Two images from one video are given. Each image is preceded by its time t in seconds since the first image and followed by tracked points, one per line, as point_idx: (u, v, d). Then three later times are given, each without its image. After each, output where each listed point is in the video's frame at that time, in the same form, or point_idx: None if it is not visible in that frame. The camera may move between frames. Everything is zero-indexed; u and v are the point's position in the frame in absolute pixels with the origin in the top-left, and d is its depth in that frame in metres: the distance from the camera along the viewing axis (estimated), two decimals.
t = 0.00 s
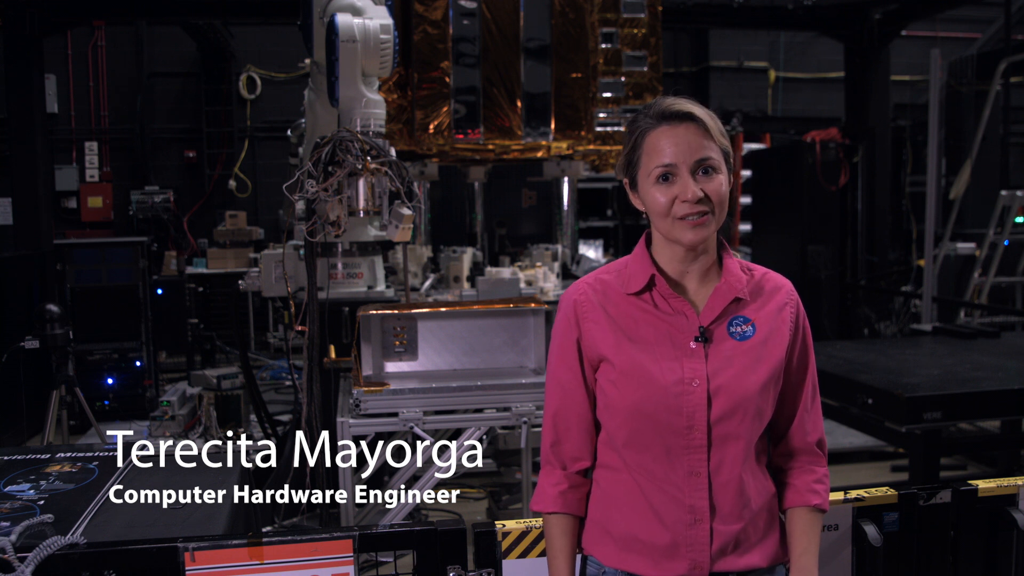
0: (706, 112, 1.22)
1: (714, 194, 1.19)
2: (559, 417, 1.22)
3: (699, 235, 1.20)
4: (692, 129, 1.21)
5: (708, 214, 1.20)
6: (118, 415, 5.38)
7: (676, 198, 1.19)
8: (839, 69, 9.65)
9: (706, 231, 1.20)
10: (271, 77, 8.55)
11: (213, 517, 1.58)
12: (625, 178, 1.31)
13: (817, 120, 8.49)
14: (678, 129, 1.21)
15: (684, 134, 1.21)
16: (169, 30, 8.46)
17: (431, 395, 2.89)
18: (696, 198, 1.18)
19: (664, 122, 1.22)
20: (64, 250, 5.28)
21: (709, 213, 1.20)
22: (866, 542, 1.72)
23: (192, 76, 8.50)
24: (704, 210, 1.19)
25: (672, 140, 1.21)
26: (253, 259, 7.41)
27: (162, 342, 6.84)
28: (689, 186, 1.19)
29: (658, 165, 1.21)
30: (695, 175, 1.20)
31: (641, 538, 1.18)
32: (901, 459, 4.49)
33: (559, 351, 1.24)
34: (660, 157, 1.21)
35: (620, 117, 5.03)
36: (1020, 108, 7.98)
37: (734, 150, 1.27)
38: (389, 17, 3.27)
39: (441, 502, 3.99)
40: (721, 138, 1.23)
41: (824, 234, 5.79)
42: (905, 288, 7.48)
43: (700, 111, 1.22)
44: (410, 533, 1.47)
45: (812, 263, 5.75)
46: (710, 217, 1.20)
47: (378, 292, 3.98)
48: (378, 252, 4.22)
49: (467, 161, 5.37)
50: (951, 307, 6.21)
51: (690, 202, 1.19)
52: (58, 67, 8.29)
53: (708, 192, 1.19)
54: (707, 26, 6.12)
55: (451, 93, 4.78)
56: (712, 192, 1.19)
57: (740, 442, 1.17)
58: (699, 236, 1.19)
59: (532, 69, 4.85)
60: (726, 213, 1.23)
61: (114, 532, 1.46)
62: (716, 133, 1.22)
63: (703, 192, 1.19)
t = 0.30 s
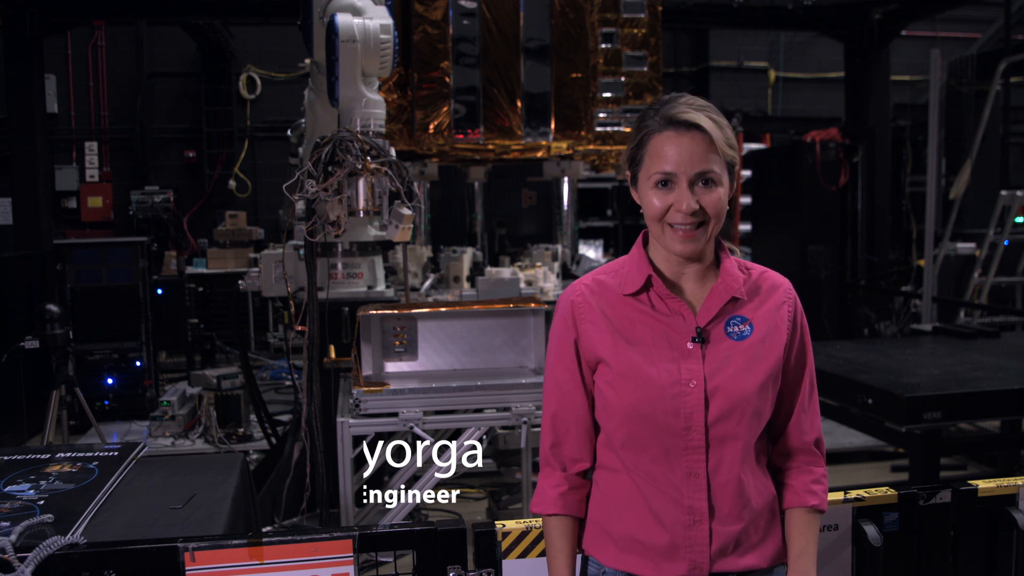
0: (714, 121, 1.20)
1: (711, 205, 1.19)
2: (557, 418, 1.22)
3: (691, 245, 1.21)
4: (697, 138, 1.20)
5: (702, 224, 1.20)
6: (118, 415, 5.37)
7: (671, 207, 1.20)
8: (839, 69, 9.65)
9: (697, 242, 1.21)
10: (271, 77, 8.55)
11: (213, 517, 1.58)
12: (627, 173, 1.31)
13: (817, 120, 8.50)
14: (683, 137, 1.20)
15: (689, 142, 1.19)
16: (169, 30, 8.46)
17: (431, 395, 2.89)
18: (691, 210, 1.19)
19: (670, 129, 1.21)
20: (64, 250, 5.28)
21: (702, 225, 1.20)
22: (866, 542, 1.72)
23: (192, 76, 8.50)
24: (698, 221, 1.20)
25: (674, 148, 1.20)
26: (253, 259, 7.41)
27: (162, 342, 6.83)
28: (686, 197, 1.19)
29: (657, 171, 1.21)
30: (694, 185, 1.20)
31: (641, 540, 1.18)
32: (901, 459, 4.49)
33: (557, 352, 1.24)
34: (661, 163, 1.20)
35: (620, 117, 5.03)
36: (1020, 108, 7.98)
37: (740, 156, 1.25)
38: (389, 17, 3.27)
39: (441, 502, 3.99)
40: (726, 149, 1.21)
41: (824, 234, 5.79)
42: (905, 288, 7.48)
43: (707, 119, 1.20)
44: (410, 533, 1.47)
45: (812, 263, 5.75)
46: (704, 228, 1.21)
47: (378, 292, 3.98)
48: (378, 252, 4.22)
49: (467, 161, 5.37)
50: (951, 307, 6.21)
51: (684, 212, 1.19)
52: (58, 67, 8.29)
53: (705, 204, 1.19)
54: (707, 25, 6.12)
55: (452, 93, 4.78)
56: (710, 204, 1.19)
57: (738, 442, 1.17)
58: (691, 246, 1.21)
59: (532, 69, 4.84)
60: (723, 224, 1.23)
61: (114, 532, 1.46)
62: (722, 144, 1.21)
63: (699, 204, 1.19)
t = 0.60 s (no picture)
0: (717, 125, 1.19)
1: (711, 210, 1.20)
2: (559, 419, 1.22)
3: (690, 249, 1.21)
4: (700, 142, 1.19)
5: (701, 229, 1.21)
6: (118, 415, 5.38)
7: (671, 211, 1.20)
8: (839, 69, 9.64)
9: (697, 246, 1.21)
10: (271, 77, 8.55)
11: (213, 517, 1.59)
12: (630, 171, 1.30)
13: (817, 120, 8.50)
14: (685, 141, 1.19)
15: (691, 147, 1.18)
16: (169, 30, 8.46)
17: (431, 395, 2.89)
18: (691, 215, 1.19)
19: (672, 133, 1.20)
20: (64, 250, 5.28)
21: (702, 230, 1.21)
22: (866, 542, 1.72)
23: (192, 76, 8.50)
24: (697, 226, 1.20)
25: (676, 153, 1.19)
26: (253, 259, 7.41)
27: (162, 342, 6.83)
28: (686, 202, 1.19)
29: (658, 175, 1.21)
30: (695, 189, 1.19)
31: (642, 540, 1.18)
32: (901, 459, 4.49)
33: (558, 353, 1.24)
34: (662, 168, 1.20)
35: (620, 117, 5.03)
36: (1020, 108, 7.98)
37: (744, 158, 1.24)
38: (389, 17, 3.27)
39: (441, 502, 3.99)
40: (730, 154, 1.20)
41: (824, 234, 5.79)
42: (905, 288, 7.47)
43: (711, 124, 1.19)
44: (410, 533, 1.47)
45: (812, 263, 5.74)
46: (703, 232, 1.21)
47: (378, 292, 3.98)
48: (377, 252, 4.21)
49: (467, 161, 5.37)
50: (951, 307, 6.21)
51: (684, 217, 1.19)
52: (58, 67, 8.29)
53: (705, 209, 1.19)
54: (707, 25, 6.12)
55: (451, 93, 4.78)
56: (710, 209, 1.19)
57: (740, 445, 1.17)
58: (691, 249, 1.21)
59: (532, 69, 4.84)
60: (723, 228, 1.23)
61: (114, 532, 1.47)
62: (726, 149, 1.20)
63: (699, 209, 1.19)
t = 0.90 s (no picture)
0: (717, 121, 1.20)
1: (712, 206, 1.19)
2: (559, 419, 1.22)
3: (693, 245, 1.21)
4: (701, 138, 1.19)
5: (703, 225, 1.20)
6: (118, 415, 5.38)
7: (673, 206, 1.20)
8: (839, 69, 9.64)
9: (698, 242, 1.21)
10: (271, 77, 8.55)
11: (213, 517, 1.59)
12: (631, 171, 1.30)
13: (817, 120, 8.50)
14: (686, 137, 1.19)
15: (692, 143, 1.19)
16: (169, 30, 8.46)
17: (431, 395, 2.89)
18: (693, 210, 1.19)
19: (674, 128, 1.20)
20: (64, 250, 5.28)
21: (704, 225, 1.20)
22: (865, 542, 1.72)
23: (192, 76, 8.50)
24: (700, 222, 1.20)
25: (678, 148, 1.19)
26: (253, 259, 7.41)
27: (162, 342, 6.83)
28: (689, 197, 1.19)
29: (660, 171, 1.20)
30: (697, 185, 1.19)
31: (643, 539, 1.18)
32: (901, 459, 4.49)
33: (559, 353, 1.24)
34: (664, 163, 1.20)
35: (620, 117, 5.03)
36: (1020, 108, 7.98)
37: (744, 156, 1.25)
38: (389, 17, 3.27)
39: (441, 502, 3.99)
40: (731, 150, 1.21)
41: (824, 234, 5.79)
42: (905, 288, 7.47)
43: (712, 119, 1.20)
44: (410, 533, 1.47)
45: (812, 263, 5.74)
46: (705, 228, 1.20)
47: (378, 292, 3.98)
48: (377, 252, 4.21)
49: (467, 161, 5.37)
50: (951, 307, 6.21)
51: (685, 212, 1.19)
52: (58, 67, 8.29)
53: (707, 204, 1.19)
54: (707, 25, 6.12)
55: (451, 93, 4.78)
56: (712, 205, 1.19)
57: (741, 446, 1.17)
58: (693, 245, 1.21)
59: (532, 69, 4.84)
60: (724, 225, 1.23)
61: (114, 532, 1.47)
62: (727, 144, 1.20)
63: (701, 204, 1.19)
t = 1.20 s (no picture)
0: (714, 108, 1.22)
1: (710, 190, 1.20)
2: (556, 419, 1.22)
3: (690, 230, 1.20)
4: (699, 123, 1.21)
5: (700, 210, 1.20)
6: (118, 415, 5.38)
7: (671, 189, 1.20)
8: (839, 69, 9.64)
9: (696, 227, 1.20)
10: (271, 77, 8.55)
11: (213, 517, 1.59)
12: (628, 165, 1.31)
13: (817, 120, 8.50)
14: (684, 122, 1.21)
15: (690, 127, 1.21)
16: (169, 30, 8.46)
17: (431, 395, 2.89)
18: (691, 192, 1.19)
19: (672, 114, 1.22)
20: (64, 250, 5.27)
21: (701, 210, 1.20)
22: (866, 542, 1.72)
23: (192, 76, 8.50)
24: (697, 206, 1.20)
25: (676, 133, 1.21)
26: (253, 259, 7.41)
27: (162, 342, 6.83)
28: (687, 180, 1.19)
29: (658, 155, 1.21)
30: (694, 169, 1.21)
31: (642, 539, 1.18)
32: (901, 459, 4.49)
33: (555, 353, 1.23)
34: (662, 147, 1.21)
35: (620, 117, 5.03)
36: (1020, 108, 7.97)
37: (739, 151, 1.27)
38: (389, 17, 3.27)
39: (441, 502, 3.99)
40: (727, 138, 1.23)
41: (824, 234, 5.80)
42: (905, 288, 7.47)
43: (708, 106, 1.22)
44: (410, 533, 1.47)
45: (812, 263, 5.74)
46: (703, 213, 1.20)
47: (378, 292, 3.98)
48: (377, 252, 4.21)
49: (467, 161, 5.37)
50: (951, 307, 6.21)
51: (684, 194, 1.19)
52: (58, 67, 8.29)
53: (705, 188, 1.20)
54: (707, 26, 6.12)
55: (452, 93, 4.78)
56: (709, 189, 1.20)
57: (739, 445, 1.17)
58: (690, 230, 1.20)
59: (532, 69, 4.84)
60: (722, 214, 1.23)
61: (114, 532, 1.47)
62: (723, 131, 1.23)
63: (699, 188, 1.19)
